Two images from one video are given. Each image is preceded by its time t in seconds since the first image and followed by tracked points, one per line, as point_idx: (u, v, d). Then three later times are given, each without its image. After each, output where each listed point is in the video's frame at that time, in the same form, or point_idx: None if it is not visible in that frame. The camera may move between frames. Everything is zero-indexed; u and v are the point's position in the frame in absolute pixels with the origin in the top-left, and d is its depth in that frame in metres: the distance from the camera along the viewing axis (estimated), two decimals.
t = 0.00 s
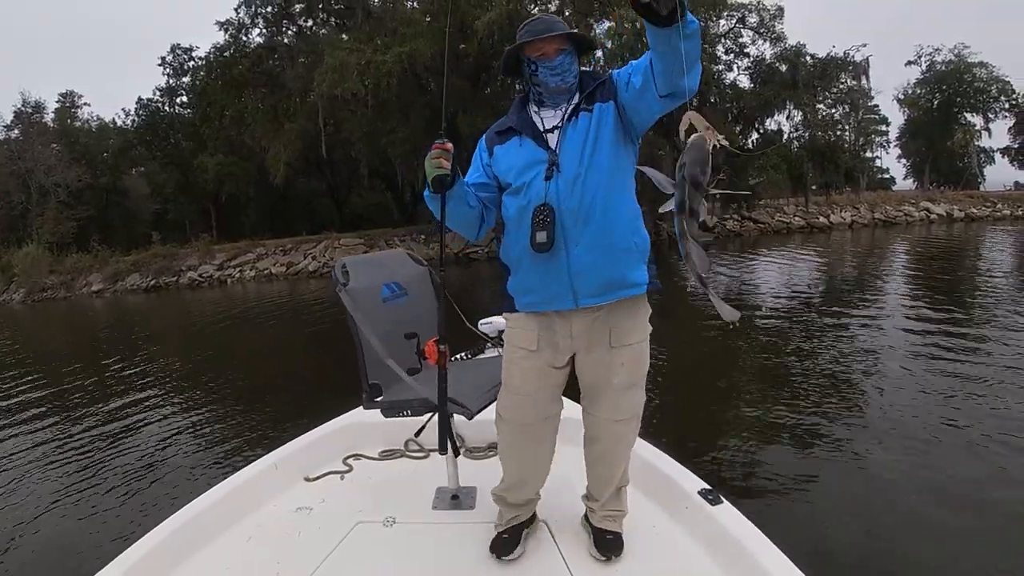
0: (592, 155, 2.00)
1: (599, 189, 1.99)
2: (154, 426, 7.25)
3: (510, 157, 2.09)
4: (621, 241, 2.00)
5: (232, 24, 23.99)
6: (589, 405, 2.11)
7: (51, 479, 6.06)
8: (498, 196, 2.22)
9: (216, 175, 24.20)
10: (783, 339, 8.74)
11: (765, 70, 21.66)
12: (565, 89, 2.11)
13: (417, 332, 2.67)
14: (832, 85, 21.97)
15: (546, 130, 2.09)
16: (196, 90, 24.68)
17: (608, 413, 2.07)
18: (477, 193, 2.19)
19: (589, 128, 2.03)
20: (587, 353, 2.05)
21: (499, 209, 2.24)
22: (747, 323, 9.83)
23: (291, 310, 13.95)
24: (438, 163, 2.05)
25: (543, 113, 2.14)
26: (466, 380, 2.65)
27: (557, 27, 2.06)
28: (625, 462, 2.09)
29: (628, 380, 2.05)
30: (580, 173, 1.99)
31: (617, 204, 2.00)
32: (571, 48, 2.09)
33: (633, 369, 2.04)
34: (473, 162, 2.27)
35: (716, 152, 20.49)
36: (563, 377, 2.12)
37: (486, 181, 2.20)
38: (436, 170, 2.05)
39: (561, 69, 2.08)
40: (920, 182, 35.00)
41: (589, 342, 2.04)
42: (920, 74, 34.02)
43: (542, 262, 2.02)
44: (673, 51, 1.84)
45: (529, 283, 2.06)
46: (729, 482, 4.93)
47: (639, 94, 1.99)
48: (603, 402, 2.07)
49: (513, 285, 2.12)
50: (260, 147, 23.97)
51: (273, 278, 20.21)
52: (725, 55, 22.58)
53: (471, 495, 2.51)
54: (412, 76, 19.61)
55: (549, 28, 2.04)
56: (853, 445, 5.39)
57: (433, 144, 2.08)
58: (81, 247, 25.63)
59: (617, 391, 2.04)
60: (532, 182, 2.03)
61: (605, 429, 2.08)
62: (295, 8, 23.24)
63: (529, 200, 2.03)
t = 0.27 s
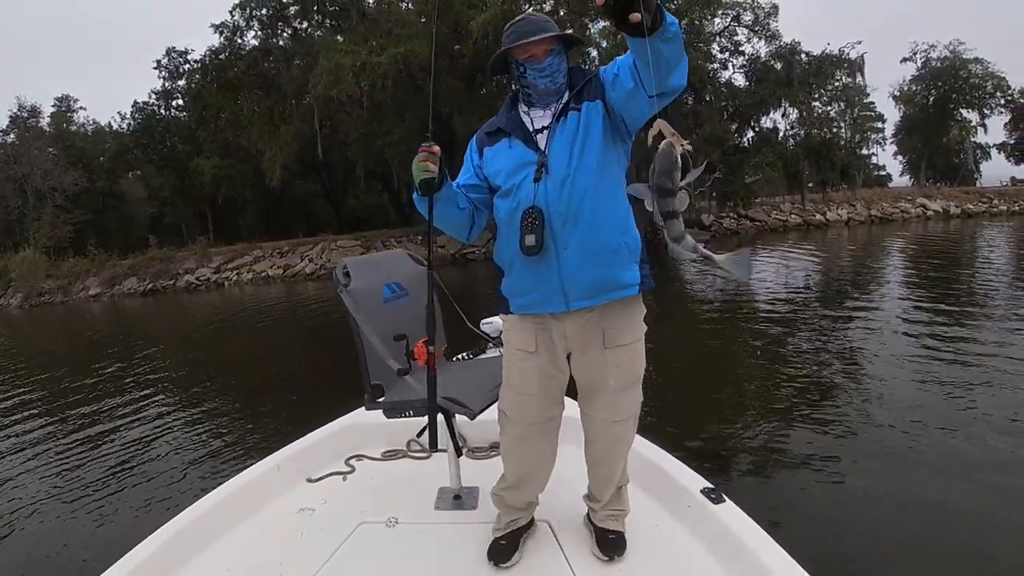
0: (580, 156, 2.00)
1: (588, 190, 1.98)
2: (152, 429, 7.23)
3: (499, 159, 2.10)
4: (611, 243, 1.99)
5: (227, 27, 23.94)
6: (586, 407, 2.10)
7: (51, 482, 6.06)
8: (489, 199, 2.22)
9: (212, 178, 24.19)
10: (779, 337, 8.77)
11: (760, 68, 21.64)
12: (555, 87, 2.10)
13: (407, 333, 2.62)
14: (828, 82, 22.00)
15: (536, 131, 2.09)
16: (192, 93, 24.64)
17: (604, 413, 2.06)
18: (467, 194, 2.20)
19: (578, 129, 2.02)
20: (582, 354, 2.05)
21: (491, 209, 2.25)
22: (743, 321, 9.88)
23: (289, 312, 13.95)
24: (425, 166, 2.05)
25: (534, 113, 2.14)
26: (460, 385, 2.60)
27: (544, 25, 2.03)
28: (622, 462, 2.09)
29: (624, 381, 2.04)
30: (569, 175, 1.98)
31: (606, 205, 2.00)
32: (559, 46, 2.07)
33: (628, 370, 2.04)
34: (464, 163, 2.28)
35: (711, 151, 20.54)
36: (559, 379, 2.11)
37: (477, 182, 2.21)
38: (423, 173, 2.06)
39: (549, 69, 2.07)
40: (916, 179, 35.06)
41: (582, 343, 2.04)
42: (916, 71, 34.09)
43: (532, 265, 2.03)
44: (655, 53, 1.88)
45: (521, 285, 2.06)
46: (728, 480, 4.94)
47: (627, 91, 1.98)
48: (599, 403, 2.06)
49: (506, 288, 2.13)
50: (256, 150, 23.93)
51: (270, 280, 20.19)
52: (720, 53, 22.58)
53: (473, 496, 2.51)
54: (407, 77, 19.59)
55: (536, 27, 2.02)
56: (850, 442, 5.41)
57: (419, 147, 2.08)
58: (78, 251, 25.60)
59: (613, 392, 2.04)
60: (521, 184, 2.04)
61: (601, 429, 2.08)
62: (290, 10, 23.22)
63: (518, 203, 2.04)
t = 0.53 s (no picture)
0: (570, 160, 1.99)
1: (580, 194, 1.98)
2: (150, 430, 7.22)
3: (489, 162, 2.10)
4: (603, 245, 1.99)
5: (224, 27, 23.89)
6: (583, 406, 2.11)
7: (47, 483, 6.06)
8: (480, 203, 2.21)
9: (209, 178, 24.16)
10: (776, 337, 8.79)
11: (756, 68, 21.67)
12: (543, 88, 2.10)
13: (411, 342, 2.60)
14: (824, 83, 22.07)
15: (524, 131, 2.08)
16: (188, 93, 24.60)
17: (604, 412, 2.07)
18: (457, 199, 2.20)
19: (568, 131, 2.01)
20: (577, 353, 2.05)
21: (483, 212, 2.25)
22: (740, 321, 9.89)
23: (285, 313, 13.93)
24: (413, 173, 2.05)
25: (522, 113, 2.13)
26: (464, 386, 2.61)
27: (531, 23, 2.03)
28: (620, 461, 2.10)
29: (619, 379, 2.04)
30: (559, 178, 1.98)
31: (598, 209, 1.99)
32: (545, 46, 2.07)
33: (622, 368, 2.04)
34: (454, 166, 2.28)
35: (708, 152, 20.57)
36: (555, 380, 2.11)
37: (467, 185, 2.21)
38: (412, 181, 2.06)
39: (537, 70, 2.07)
40: (912, 179, 35.19)
41: (578, 343, 2.04)
42: (912, 71, 34.22)
43: (525, 271, 2.03)
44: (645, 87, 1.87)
45: (514, 288, 2.07)
46: (725, 480, 4.95)
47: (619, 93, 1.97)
48: (595, 402, 2.07)
49: (501, 290, 2.12)
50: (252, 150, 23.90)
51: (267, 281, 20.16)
52: (717, 54, 22.61)
53: (477, 496, 2.51)
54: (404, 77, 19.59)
55: (522, 27, 2.02)
56: (847, 442, 5.42)
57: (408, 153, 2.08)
58: (74, 252, 25.53)
59: (608, 391, 2.05)
60: (511, 188, 2.04)
61: (598, 428, 2.08)
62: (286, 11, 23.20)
63: (509, 206, 2.04)
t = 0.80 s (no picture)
0: (565, 159, 1.99)
1: (573, 196, 1.98)
2: (146, 427, 7.21)
3: (478, 164, 2.08)
4: (597, 245, 2.00)
5: (222, 24, 23.80)
6: (579, 406, 2.12)
7: (40, 479, 6.06)
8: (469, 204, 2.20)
9: (205, 176, 24.12)
10: (771, 340, 8.82)
11: (753, 71, 21.70)
12: (531, 88, 2.08)
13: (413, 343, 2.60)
14: (820, 86, 22.13)
15: (513, 133, 2.07)
16: (185, 91, 24.55)
17: (601, 411, 2.07)
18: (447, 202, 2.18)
19: (559, 132, 2.01)
20: (574, 354, 2.06)
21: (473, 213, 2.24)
22: (734, 323, 9.92)
23: (281, 312, 13.89)
24: (414, 185, 2.07)
25: (510, 113, 2.12)
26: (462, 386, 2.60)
27: (518, 26, 2.03)
28: (617, 461, 2.10)
29: (614, 379, 2.05)
30: (553, 179, 1.97)
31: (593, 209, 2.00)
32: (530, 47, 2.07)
33: (618, 368, 2.05)
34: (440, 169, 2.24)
35: (704, 154, 20.55)
36: (551, 381, 2.12)
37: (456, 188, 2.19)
38: (411, 193, 2.08)
39: (521, 72, 2.06)
40: (907, 183, 35.32)
41: (574, 344, 2.05)
42: (909, 75, 34.33)
43: (522, 272, 2.03)
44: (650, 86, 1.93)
45: (508, 290, 2.07)
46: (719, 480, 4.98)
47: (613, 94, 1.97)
48: (592, 401, 2.08)
49: (495, 293, 2.13)
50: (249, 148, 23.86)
51: (262, 279, 20.13)
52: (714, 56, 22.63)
53: (480, 496, 2.51)
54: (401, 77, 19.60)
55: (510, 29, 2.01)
56: (841, 445, 5.44)
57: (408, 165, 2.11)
58: (69, 248, 25.45)
59: (604, 390, 2.05)
60: (503, 189, 2.03)
61: (596, 428, 2.09)
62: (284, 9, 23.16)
63: (501, 207, 2.03)
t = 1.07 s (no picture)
0: (553, 167, 1.96)
1: (563, 199, 1.95)
2: (140, 425, 7.19)
3: (465, 170, 2.07)
4: (587, 248, 1.98)
5: (219, 22, 23.62)
6: (570, 407, 2.12)
7: (32, 476, 6.06)
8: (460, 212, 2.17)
9: (201, 174, 24.07)
10: (765, 342, 8.86)
11: (749, 74, 21.79)
12: (512, 95, 2.06)
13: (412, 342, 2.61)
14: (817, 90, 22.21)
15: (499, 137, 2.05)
16: (182, 88, 24.48)
17: (591, 412, 2.08)
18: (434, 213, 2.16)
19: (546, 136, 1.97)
20: (563, 355, 2.05)
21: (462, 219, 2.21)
22: (729, 325, 9.95)
23: (276, 311, 13.86)
24: (445, 243, 1.99)
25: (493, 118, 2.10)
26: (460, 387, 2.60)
27: (496, 33, 1.98)
28: (608, 462, 2.11)
29: (605, 380, 2.06)
30: (542, 183, 1.95)
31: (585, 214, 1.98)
32: (509, 53, 2.03)
33: (608, 368, 2.05)
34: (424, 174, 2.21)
35: (700, 156, 20.61)
36: (541, 382, 2.13)
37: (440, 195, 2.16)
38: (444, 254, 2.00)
39: (499, 80, 2.03)
40: (903, 187, 35.49)
41: (563, 345, 2.04)
42: (905, 80, 34.48)
43: (514, 281, 2.02)
44: (635, 104, 1.85)
45: (497, 296, 2.07)
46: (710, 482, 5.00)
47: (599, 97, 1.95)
48: (583, 402, 2.08)
49: (482, 298, 2.13)
50: (245, 146, 23.82)
51: (257, 278, 20.09)
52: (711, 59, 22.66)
53: (479, 497, 2.52)
54: (398, 76, 19.59)
55: (487, 37, 1.96)
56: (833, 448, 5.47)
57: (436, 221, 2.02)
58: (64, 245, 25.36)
59: (594, 391, 2.06)
60: (490, 195, 2.02)
61: (588, 429, 2.09)
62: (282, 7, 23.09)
63: (490, 212, 2.03)
